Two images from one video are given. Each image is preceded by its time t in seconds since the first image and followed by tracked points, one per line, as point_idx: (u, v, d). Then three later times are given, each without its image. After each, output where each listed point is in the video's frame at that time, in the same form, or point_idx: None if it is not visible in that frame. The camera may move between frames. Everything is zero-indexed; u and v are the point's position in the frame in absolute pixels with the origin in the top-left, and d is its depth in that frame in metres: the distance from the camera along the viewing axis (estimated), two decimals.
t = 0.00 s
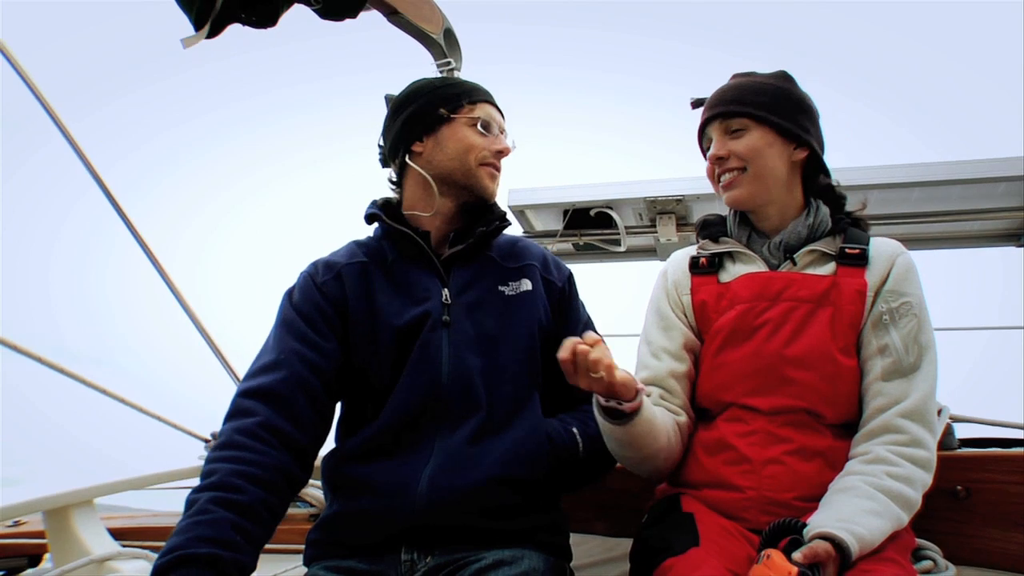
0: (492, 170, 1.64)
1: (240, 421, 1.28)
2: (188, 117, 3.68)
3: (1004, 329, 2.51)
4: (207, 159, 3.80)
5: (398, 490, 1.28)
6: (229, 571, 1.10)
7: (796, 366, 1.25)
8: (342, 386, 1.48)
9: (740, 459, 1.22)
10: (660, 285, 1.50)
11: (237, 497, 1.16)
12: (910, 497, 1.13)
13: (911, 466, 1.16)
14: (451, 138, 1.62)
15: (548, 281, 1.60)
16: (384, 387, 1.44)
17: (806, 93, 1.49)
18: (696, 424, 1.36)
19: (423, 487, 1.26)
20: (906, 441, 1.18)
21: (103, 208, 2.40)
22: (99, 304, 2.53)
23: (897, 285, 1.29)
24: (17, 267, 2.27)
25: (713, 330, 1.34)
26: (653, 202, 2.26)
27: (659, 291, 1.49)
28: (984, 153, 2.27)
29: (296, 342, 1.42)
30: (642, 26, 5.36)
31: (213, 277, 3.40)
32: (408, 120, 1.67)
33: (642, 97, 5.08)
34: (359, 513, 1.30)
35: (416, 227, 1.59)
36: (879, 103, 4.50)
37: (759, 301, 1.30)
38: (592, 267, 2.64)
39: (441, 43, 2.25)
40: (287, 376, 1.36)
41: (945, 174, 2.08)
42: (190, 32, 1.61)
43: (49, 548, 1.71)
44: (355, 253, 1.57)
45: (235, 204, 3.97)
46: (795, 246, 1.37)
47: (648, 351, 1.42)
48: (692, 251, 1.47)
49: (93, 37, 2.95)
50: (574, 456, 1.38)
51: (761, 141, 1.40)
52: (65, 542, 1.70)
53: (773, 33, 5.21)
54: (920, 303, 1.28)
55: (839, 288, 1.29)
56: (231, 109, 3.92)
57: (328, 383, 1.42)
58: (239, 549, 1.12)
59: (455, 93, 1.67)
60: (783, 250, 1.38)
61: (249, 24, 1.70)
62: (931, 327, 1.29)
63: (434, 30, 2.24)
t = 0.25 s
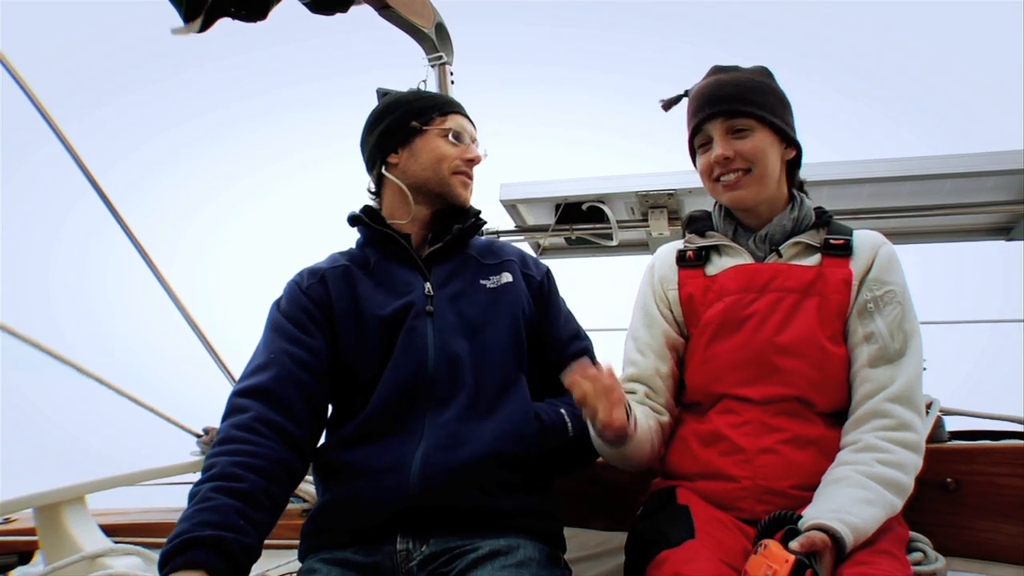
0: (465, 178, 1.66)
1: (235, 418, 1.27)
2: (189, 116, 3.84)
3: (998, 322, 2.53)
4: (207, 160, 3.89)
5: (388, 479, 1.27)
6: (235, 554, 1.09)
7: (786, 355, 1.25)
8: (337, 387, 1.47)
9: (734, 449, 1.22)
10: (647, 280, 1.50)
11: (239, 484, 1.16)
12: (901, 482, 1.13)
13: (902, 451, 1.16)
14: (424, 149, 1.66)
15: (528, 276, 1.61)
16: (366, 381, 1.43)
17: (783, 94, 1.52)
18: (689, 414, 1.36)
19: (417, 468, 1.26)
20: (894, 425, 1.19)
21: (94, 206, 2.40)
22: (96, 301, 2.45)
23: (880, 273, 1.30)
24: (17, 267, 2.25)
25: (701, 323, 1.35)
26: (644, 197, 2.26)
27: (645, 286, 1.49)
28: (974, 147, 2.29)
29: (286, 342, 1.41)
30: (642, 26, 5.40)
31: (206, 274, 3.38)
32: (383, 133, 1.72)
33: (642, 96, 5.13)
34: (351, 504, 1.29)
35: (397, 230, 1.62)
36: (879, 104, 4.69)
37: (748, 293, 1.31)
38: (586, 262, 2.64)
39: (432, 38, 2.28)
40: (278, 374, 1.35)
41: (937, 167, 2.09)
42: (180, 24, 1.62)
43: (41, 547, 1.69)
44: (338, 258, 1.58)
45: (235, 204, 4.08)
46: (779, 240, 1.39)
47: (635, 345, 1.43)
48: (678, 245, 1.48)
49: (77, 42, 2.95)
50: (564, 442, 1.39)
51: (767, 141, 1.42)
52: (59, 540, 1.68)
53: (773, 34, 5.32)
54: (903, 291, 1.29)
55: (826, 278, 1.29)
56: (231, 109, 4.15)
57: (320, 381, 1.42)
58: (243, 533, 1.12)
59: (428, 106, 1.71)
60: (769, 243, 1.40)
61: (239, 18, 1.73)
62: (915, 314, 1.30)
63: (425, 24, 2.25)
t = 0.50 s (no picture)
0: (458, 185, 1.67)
1: (239, 419, 1.27)
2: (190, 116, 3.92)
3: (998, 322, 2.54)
4: (207, 159, 4.03)
5: (387, 481, 1.26)
6: (246, 544, 1.09)
7: (787, 354, 1.26)
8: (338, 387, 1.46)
9: (736, 450, 1.22)
10: (643, 281, 1.50)
11: (246, 480, 1.15)
12: (902, 482, 1.14)
13: (903, 451, 1.17)
14: (416, 158, 1.67)
15: (527, 281, 1.62)
16: (362, 379, 1.43)
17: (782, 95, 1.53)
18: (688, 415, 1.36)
19: (418, 463, 1.26)
20: (894, 425, 1.19)
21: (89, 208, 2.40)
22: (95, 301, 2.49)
23: (880, 273, 1.31)
24: (16, 266, 2.26)
25: (700, 323, 1.34)
26: (640, 197, 2.26)
27: (641, 287, 1.50)
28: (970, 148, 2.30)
29: (287, 346, 1.41)
30: (642, 26, 5.59)
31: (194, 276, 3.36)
32: (377, 145, 1.73)
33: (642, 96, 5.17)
34: (352, 506, 1.28)
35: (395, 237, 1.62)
36: (878, 104, 4.67)
37: (748, 292, 1.31)
38: (582, 262, 2.64)
39: (427, 39, 2.29)
40: (281, 376, 1.35)
41: (932, 167, 2.10)
42: (175, 29, 1.64)
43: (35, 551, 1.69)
44: (337, 265, 1.60)
45: (235, 204, 4.26)
46: (778, 239, 1.40)
47: (630, 350, 1.46)
48: (676, 243, 1.47)
49: (64, 47, 2.95)
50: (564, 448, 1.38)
51: (775, 145, 1.43)
52: (54, 544, 1.67)
53: (774, 33, 5.46)
54: (901, 291, 1.30)
55: (826, 278, 1.30)
56: (231, 110, 4.22)
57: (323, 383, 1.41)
58: (254, 524, 1.11)
59: (419, 116, 1.72)
60: (768, 243, 1.41)
61: (234, 19, 1.72)
62: (913, 315, 1.31)
63: (421, 25, 2.25)
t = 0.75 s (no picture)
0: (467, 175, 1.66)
1: (243, 416, 1.29)
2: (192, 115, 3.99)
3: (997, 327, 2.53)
4: (207, 159, 4.05)
5: (383, 487, 1.26)
6: (257, 524, 1.12)
7: (786, 360, 1.26)
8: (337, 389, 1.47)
9: (732, 457, 1.22)
10: (642, 283, 1.50)
11: (256, 467, 1.18)
12: (898, 492, 1.14)
13: (900, 461, 1.17)
14: (425, 152, 1.67)
15: (535, 284, 1.61)
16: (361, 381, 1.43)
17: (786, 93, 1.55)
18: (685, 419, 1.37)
19: (411, 468, 1.26)
20: (892, 434, 1.19)
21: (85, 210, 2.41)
22: (96, 301, 2.46)
23: (881, 281, 1.31)
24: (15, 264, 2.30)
25: (698, 326, 1.35)
26: (635, 202, 2.27)
27: (640, 289, 1.50)
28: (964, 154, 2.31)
29: (285, 348, 1.43)
30: (643, 26, 5.59)
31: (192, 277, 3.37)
32: (387, 143, 1.73)
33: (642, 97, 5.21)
34: (345, 510, 1.28)
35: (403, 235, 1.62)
36: (879, 105, 4.76)
37: (747, 297, 1.31)
38: (579, 266, 2.64)
39: (424, 43, 2.29)
40: (281, 374, 1.37)
41: (926, 174, 2.11)
42: (172, 29, 1.67)
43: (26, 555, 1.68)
44: (344, 262, 1.62)
45: (235, 204, 4.27)
46: (780, 243, 1.40)
47: (628, 352, 1.45)
48: (676, 244, 1.48)
49: (66, 47, 2.98)
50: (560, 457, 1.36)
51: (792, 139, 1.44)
52: (44, 549, 1.66)
53: (773, 33, 5.56)
54: (902, 299, 1.30)
55: (826, 285, 1.30)
56: (231, 109, 4.25)
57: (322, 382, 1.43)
58: (264, 505, 1.14)
59: (427, 111, 1.73)
60: (769, 247, 1.41)
61: (231, 23, 1.71)
62: (914, 324, 1.31)
63: (417, 30, 2.26)
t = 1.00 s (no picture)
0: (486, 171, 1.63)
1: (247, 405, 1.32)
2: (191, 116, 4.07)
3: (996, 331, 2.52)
4: (207, 159, 4.16)
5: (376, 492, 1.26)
6: (271, 482, 1.17)
7: (776, 363, 1.26)
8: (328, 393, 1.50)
9: (721, 463, 1.22)
10: (631, 288, 1.50)
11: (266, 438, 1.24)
12: (887, 495, 1.14)
13: (888, 464, 1.17)
14: (439, 148, 1.64)
15: (546, 289, 1.56)
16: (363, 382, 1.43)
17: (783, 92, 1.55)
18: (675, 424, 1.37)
19: (406, 475, 1.25)
20: (880, 438, 1.20)
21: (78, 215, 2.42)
22: (97, 301, 2.73)
23: (867, 285, 1.32)
24: (17, 267, 2.44)
25: (687, 331, 1.35)
26: (628, 206, 2.27)
27: (630, 295, 1.49)
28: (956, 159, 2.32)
29: (281, 344, 1.46)
30: (643, 27, 5.68)
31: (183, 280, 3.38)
32: (402, 141, 1.71)
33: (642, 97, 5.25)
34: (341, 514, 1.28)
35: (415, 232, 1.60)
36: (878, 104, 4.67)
37: (736, 302, 1.32)
38: (573, 270, 2.64)
39: (417, 47, 2.28)
40: (279, 372, 1.39)
41: (917, 177, 2.12)
42: (164, 32, 1.67)
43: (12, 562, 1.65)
44: (353, 255, 1.62)
45: (235, 205, 4.34)
46: (768, 247, 1.40)
47: (620, 359, 1.45)
48: (665, 249, 1.49)
49: (55, 53, 3.00)
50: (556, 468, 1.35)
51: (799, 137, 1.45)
52: (33, 556, 1.64)
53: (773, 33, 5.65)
54: (889, 303, 1.31)
55: (813, 289, 1.31)
56: (231, 109, 4.26)
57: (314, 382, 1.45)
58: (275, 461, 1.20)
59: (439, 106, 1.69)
60: (757, 251, 1.41)
61: (224, 26, 1.71)
62: (901, 327, 1.31)
63: (410, 34, 2.26)
